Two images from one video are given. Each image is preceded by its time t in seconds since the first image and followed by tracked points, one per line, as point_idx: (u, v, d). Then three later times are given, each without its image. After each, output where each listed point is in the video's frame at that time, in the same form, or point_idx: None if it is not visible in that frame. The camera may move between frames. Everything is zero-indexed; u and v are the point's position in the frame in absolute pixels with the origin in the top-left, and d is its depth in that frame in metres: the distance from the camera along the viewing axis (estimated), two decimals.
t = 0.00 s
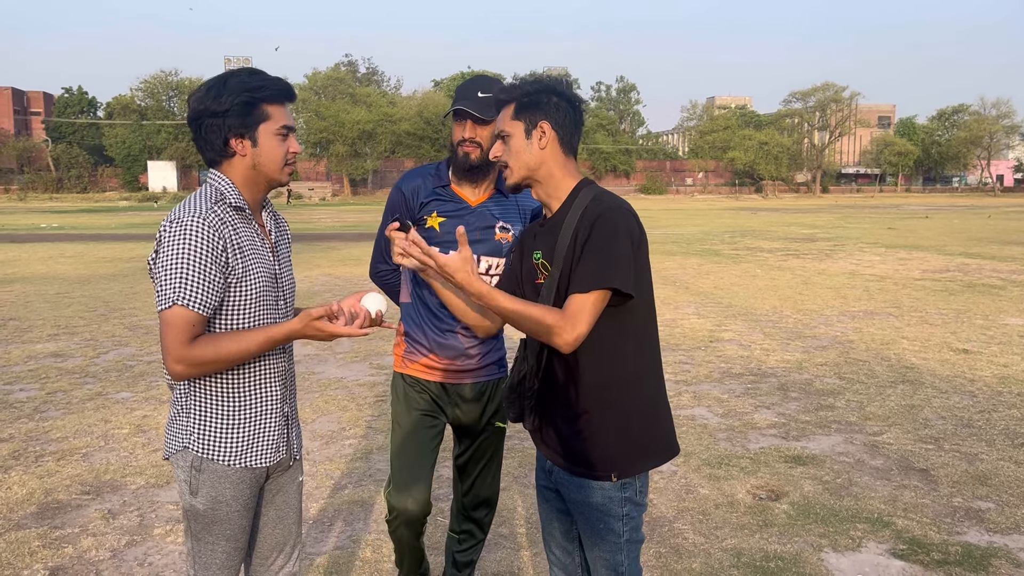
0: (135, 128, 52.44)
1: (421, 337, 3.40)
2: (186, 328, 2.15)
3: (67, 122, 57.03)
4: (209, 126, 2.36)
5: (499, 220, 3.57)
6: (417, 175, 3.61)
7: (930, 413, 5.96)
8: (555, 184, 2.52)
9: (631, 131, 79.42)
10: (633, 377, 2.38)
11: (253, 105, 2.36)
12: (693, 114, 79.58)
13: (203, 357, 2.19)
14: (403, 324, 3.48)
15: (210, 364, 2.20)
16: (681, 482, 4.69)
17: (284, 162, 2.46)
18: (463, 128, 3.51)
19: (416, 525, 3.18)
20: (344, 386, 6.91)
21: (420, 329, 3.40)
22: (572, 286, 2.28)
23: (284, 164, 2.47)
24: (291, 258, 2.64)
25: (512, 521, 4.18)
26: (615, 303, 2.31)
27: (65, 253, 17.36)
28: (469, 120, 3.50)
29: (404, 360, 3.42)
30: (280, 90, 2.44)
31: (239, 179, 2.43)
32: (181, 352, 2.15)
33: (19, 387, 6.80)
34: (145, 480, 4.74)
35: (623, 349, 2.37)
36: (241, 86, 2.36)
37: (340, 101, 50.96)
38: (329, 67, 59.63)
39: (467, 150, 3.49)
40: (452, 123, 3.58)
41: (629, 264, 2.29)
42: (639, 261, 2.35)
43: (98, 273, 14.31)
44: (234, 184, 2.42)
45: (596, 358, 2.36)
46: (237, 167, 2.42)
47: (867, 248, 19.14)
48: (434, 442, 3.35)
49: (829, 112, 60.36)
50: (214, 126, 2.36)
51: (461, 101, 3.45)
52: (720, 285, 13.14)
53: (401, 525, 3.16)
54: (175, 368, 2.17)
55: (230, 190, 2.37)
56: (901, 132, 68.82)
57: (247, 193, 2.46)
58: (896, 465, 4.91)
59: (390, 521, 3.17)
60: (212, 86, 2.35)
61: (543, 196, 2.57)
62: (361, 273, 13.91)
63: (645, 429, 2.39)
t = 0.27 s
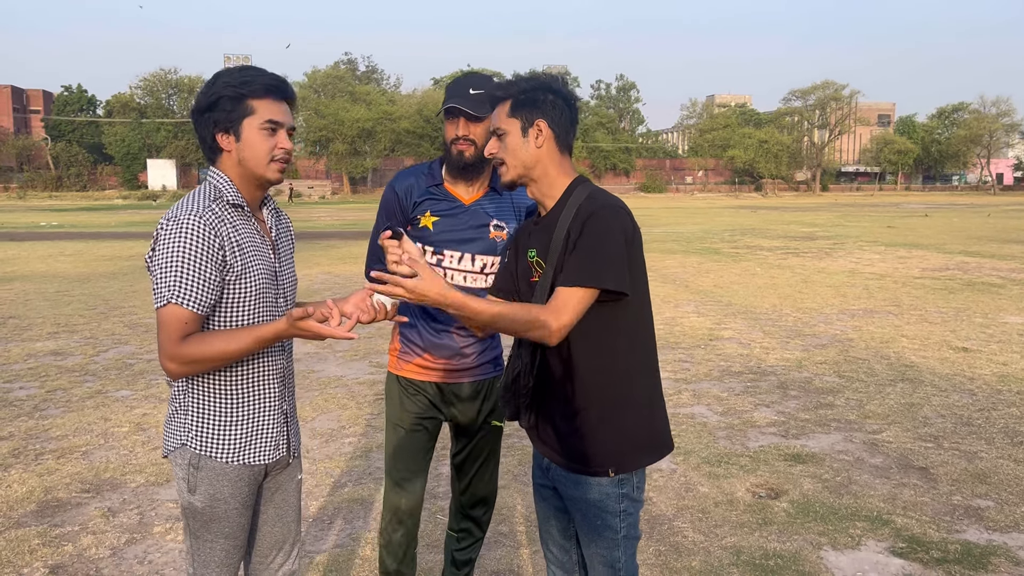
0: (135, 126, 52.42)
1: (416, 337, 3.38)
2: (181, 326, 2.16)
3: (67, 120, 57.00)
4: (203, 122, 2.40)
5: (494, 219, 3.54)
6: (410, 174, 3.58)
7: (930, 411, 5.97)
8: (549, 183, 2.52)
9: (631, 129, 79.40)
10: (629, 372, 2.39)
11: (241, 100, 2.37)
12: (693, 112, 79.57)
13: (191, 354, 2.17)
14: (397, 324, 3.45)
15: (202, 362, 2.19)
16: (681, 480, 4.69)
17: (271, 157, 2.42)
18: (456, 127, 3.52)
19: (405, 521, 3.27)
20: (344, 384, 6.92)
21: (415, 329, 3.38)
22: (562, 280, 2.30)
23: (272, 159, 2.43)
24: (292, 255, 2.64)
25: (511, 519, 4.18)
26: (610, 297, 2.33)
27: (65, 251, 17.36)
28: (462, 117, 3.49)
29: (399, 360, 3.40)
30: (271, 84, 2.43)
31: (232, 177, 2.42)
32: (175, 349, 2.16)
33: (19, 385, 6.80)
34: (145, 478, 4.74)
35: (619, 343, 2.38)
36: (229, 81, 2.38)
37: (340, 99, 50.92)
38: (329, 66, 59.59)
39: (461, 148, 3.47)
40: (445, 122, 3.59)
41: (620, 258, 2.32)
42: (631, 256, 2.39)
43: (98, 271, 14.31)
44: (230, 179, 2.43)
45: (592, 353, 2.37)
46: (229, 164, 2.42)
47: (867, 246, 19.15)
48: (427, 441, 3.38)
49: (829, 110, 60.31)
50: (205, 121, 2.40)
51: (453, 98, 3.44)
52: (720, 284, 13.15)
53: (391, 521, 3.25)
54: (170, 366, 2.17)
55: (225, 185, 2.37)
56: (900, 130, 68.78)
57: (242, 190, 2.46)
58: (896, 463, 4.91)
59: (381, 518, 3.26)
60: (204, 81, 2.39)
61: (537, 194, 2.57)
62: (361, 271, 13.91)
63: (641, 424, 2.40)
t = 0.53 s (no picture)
0: (134, 124, 52.39)
1: (407, 337, 3.36)
2: (180, 325, 2.16)
3: (66, 118, 56.98)
4: (209, 124, 2.38)
5: (480, 215, 3.50)
6: (395, 174, 3.53)
7: (929, 409, 5.98)
8: (548, 181, 2.53)
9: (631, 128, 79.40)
10: (621, 368, 2.41)
11: (253, 104, 2.36)
12: (693, 110, 79.56)
13: (188, 352, 2.17)
14: (391, 325, 3.44)
15: (200, 361, 2.19)
16: (680, 478, 4.70)
17: (287, 160, 2.46)
18: (440, 124, 3.38)
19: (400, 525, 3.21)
20: (344, 383, 6.92)
21: (406, 329, 3.37)
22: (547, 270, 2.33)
23: (286, 162, 2.47)
24: (294, 254, 2.64)
25: (511, 517, 4.19)
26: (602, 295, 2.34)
27: (65, 250, 17.37)
28: (446, 114, 3.36)
29: (391, 361, 3.39)
30: (281, 86, 2.43)
31: (240, 178, 2.43)
32: (173, 348, 2.16)
33: (19, 383, 6.80)
34: (145, 476, 4.75)
35: (612, 339, 2.39)
36: (240, 86, 2.35)
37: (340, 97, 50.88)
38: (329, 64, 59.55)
39: (446, 145, 3.39)
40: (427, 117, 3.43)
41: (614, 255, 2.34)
42: (625, 252, 2.39)
43: (98, 269, 14.31)
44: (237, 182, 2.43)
45: (585, 349, 2.39)
46: (238, 166, 2.42)
47: (867, 244, 19.16)
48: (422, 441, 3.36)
49: (829, 109, 60.27)
50: (214, 126, 2.37)
51: (436, 96, 3.31)
52: (720, 282, 13.15)
53: (386, 526, 3.20)
54: (167, 364, 2.17)
55: (232, 186, 2.37)
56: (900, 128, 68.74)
57: (250, 191, 2.46)
58: (895, 461, 4.92)
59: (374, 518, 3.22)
60: (212, 85, 2.35)
61: (537, 191, 2.57)
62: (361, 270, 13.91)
63: (633, 420, 2.41)
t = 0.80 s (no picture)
0: (134, 123, 52.39)
1: (392, 334, 3.09)
2: (183, 328, 2.15)
3: (66, 117, 56.99)
4: (208, 124, 2.38)
5: (464, 204, 3.23)
6: (373, 171, 3.25)
7: (929, 408, 5.98)
8: (553, 182, 2.53)
9: (631, 126, 79.38)
10: (618, 367, 2.42)
11: (250, 104, 2.36)
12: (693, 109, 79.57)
13: (197, 361, 2.17)
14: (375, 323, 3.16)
15: (204, 368, 2.19)
16: (680, 477, 4.70)
17: (284, 159, 2.45)
18: (420, 117, 3.13)
19: (391, 527, 3.08)
20: (344, 381, 6.92)
21: (391, 326, 3.09)
22: (542, 265, 2.34)
23: (283, 161, 2.46)
24: (294, 252, 2.63)
25: (511, 516, 4.18)
26: (600, 293, 2.35)
27: (65, 248, 17.39)
28: (427, 107, 3.13)
29: (376, 360, 3.12)
30: (277, 85, 2.43)
31: (237, 178, 2.42)
32: (178, 351, 2.15)
33: (19, 382, 6.81)
34: (146, 474, 4.75)
35: (609, 338, 2.40)
36: (238, 83, 2.36)
37: (340, 96, 50.84)
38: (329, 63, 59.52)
39: (428, 138, 3.13)
40: (403, 113, 3.17)
41: (612, 254, 2.34)
42: (625, 253, 2.39)
43: (98, 268, 14.31)
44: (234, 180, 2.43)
45: (582, 346, 2.39)
46: (236, 165, 2.42)
47: (867, 243, 19.15)
48: (411, 442, 3.15)
49: (829, 107, 60.23)
50: (212, 123, 2.37)
51: (413, 89, 3.08)
52: (720, 280, 13.15)
53: (376, 528, 3.07)
54: (170, 367, 2.14)
55: (230, 186, 2.37)
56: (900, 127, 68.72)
57: (248, 190, 2.46)
58: (895, 459, 4.92)
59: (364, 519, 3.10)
60: (210, 84, 2.36)
61: (542, 191, 2.58)
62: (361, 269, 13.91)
63: (627, 419, 2.42)
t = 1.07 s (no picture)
0: (134, 122, 52.40)
1: (379, 335, 3.02)
2: (180, 329, 2.14)
3: (66, 115, 56.97)
4: (201, 125, 2.37)
5: (445, 200, 3.11)
6: (351, 173, 3.15)
7: (930, 405, 5.98)
8: (551, 181, 2.53)
9: (631, 124, 79.39)
10: (617, 365, 2.42)
11: (243, 104, 2.35)
12: (693, 107, 79.60)
13: (194, 360, 2.16)
14: (362, 324, 3.10)
15: (201, 368, 2.17)
16: (681, 475, 4.70)
17: (279, 158, 2.44)
18: (407, 115, 3.03)
19: (383, 528, 3.05)
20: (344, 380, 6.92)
21: (378, 327, 3.02)
22: (539, 266, 2.34)
23: (278, 160, 2.45)
24: (291, 251, 2.63)
25: (511, 514, 4.18)
26: (599, 290, 2.34)
27: (65, 247, 17.39)
28: (416, 107, 3.05)
29: (362, 362, 3.06)
30: (270, 84, 2.42)
31: (232, 177, 2.42)
32: (174, 351, 2.14)
33: (20, 380, 6.81)
34: (146, 473, 4.75)
35: (609, 336, 2.40)
36: (231, 83, 2.35)
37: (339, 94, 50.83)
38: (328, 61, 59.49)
39: (417, 139, 3.05)
40: (388, 110, 3.05)
41: (610, 253, 2.34)
42: (623, 251, 2.39)
43: (98, 267, 14.31)
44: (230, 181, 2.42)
45: (581, 345, 2.39)
46: (231, 166, 2.42)
47: (868, 241, 19.15)
48: (401, 444, 3.11)
49: (829, 105, 60.18)
50: (205, 124, 2.36)
51: (405, 90, 3.00)
52: (720, 278, 13.16)
53: (368, 529, 3.04)
54: (166, 368, 2.13)
55: (226, 186, 2.36)
56: (900, 125, 68.70)
57: (242, 190, 2.45)
58: (896, 457, 4.92)
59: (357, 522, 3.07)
60: (202, 84, 2.35)
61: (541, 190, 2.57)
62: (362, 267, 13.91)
63: (627, 417, 2.42)
